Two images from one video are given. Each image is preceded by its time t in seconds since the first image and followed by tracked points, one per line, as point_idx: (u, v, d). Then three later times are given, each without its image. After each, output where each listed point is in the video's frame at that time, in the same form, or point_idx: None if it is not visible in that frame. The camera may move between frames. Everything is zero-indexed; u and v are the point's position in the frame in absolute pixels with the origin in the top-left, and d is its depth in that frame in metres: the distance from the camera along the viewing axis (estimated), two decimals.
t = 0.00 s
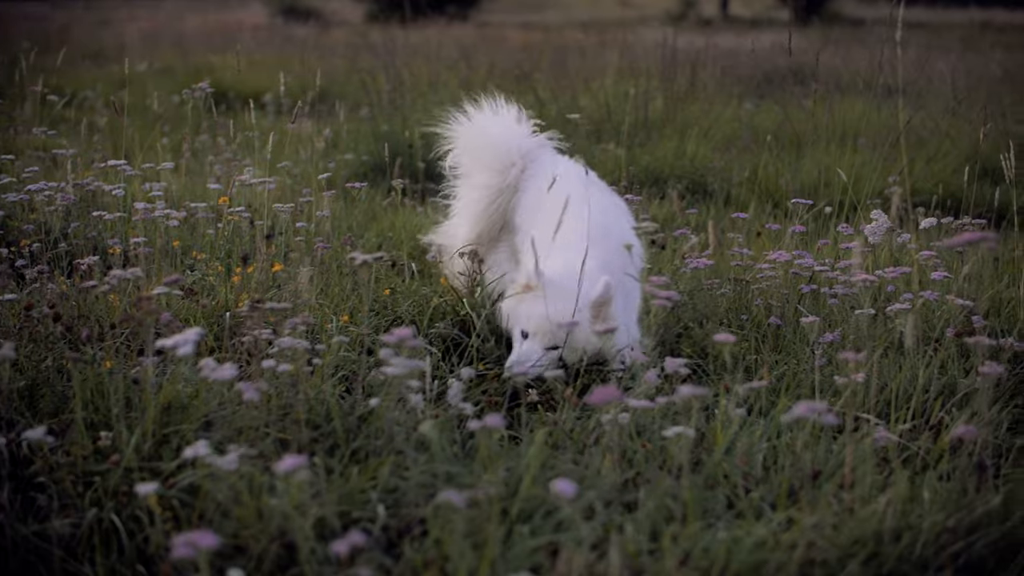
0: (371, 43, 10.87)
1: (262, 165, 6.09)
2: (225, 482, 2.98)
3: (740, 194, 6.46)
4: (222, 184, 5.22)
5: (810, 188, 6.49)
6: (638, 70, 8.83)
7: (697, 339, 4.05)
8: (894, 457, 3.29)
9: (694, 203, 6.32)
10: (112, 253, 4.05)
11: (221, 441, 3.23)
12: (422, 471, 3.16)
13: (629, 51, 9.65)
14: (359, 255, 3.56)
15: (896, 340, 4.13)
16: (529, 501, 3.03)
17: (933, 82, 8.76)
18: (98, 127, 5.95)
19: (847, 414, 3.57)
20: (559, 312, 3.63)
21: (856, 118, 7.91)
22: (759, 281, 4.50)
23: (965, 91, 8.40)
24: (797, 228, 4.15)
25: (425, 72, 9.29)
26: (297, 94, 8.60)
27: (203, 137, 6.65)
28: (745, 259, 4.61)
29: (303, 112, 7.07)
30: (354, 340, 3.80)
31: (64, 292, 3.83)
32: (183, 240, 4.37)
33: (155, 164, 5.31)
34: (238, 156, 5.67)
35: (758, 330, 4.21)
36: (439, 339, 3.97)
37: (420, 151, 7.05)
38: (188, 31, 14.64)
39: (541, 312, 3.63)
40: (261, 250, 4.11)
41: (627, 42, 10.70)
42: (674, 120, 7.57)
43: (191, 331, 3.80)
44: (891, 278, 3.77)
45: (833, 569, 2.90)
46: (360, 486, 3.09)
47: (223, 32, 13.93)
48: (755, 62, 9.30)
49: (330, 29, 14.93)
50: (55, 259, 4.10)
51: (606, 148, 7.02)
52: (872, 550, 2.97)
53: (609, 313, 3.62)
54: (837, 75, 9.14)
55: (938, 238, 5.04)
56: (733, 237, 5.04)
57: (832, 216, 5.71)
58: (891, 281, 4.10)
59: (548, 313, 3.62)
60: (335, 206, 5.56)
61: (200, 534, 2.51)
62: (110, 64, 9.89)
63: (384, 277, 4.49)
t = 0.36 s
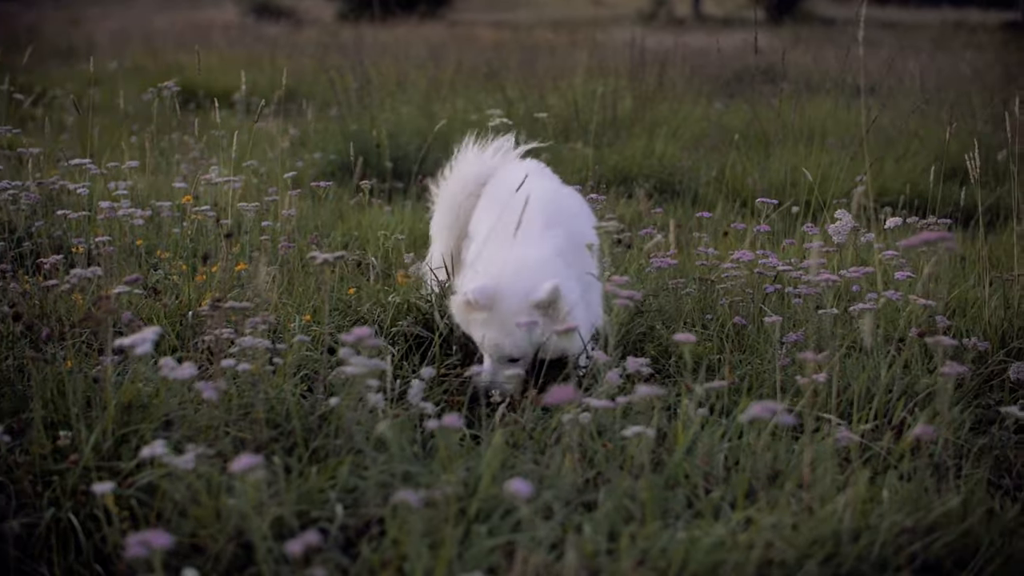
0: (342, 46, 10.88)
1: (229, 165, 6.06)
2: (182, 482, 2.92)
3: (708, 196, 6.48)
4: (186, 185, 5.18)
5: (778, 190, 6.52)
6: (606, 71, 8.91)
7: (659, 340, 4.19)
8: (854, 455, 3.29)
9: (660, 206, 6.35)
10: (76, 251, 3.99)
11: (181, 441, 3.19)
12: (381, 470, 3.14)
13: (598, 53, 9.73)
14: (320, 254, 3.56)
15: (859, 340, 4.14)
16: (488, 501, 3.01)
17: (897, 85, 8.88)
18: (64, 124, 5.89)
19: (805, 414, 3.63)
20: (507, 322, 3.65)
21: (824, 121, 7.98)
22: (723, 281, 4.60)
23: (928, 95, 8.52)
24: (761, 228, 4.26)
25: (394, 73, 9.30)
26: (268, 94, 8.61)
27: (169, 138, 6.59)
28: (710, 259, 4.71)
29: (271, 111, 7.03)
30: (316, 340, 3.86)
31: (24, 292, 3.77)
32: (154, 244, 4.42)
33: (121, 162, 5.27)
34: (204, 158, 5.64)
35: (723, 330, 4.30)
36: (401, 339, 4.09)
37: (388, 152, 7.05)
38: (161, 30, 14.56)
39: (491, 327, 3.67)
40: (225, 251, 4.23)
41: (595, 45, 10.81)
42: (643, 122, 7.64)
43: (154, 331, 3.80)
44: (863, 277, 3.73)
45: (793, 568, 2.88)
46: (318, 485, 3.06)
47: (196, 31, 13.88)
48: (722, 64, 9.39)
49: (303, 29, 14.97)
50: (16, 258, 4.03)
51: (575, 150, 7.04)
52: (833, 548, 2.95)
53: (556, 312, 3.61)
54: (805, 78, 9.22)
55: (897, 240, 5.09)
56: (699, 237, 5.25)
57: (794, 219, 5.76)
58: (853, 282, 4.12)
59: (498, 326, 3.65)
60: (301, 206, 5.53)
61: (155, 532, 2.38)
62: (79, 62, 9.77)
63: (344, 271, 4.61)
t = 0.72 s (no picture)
0: (328, 45, 10.89)
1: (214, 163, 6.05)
2: (158, 479, 2.89)
3: (693, 195, 6.48)
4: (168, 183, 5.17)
5: (764, 188, 6.52)
6: (592, 69, 8.95)
7: (641, 337, 4.24)
8: (832, 453, 3.29)
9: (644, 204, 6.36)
10: (58, 247, 3.98)
11: (158, 437, 3.19)
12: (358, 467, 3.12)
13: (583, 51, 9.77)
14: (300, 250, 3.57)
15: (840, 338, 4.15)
16: (466, 499, 3.00)
17: (883, 84, 8.91)
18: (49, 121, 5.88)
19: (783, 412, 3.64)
20: (476, 262, 3.77)
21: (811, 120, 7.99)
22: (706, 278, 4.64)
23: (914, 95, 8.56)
24: (744, 224, 4.31)
25: (381, 71, 9.32)
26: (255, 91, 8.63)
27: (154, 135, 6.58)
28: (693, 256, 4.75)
29: (257, 108, 7.03)
30: (296, 337, 3.88)
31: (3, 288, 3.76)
32: (137, 241, 4.42)
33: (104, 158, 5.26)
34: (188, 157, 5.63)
35: (705, 327, 4.33)
36: (382, 336, 4.14)
37: (374, 149, 7.05)
38: (149, 27, 14.56)
39: (465, 274, 3.76)
40: (206, 248, 4.24)
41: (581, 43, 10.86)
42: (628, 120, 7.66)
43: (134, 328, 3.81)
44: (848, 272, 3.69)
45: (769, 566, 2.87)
46: (295, 482, 3.04)
47: (184, 29, 13.88)
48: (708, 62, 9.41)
49: (291, 26, 15.01)
50: None
51: (560, 148, 7.05)
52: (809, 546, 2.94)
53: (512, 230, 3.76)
54: (791, 76, 9.24)
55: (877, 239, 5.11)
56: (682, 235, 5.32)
57: (776, 218, 5.77)
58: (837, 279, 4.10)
59: (470, 268, 3.76)
60: (285, 204, 5.53)
61: (127, 529, 2.35)
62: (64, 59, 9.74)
63: (325, 267, 4.63)
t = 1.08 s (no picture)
0: (330, 40, 10.89)
1: (215, 158, 6.05)
2: (154, 473, 2.90)
3: (695, 191, 6.47)
4: (168, 178, 5.17)
5: (766, 185, 6.50)
6: (593, 65, 8.94)
7: (640, 334, 4.24)
8: (829, 449, 3.28)
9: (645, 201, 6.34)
10: (56, 243, 3.99)
11: (155, 432, 3.20)
12: (354, 462, 3.12)
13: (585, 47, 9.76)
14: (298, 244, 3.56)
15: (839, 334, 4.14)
16: (463, 494, 3.00)
17: (886, 79, 8.88)
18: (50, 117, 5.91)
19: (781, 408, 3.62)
20: (460, 252, 3.52)
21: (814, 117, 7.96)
22: (705, 273, 4.63)
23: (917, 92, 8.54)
24: (743, 220, 4.26)
25: (382, 67, 9.32)
26: (257, 86, 8.65)
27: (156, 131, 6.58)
28: (693, 252, 4.74)
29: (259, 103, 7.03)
30: (294, 332, 3.89)
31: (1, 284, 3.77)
32: (137, 236, 4.43)
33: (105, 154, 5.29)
34: (189, 152, 5.64)
35: (704, 322, 4.32)
36: (383, 332, 4.15)
37: (375, 145, 7.04)
38: (152, 23, 14.60)
39: (443, 255, 3.51)
40: (206, 243, 4.25)
41: (583, 39, 10.87)
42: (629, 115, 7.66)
43: (133, 323, 3.83)
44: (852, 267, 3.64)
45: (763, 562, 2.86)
46: (290, 477, 3.04)
47: (186, 24, 13.92)
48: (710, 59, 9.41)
49: (294, 22, 15.03)
50: None
51: (561, 144, 7.04)
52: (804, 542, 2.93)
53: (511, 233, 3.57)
54: (794, 73, 9.22)
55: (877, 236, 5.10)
56: (682, 230, 5.31)
57: (777, 214, 5.76)
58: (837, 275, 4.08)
59: (450, 255, 3.51)
60: (285, 200, 5.53)
61: (121, 523, 2.35)
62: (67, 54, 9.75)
63: (324, 263, 4.64)
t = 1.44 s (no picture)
0: (343, 35, 10.92)
1: (227, 155, 6.09)
2: (161, 467, 2.91)
3: (708, 186, 6.45)
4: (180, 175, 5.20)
5: (778, 180, 6.47)
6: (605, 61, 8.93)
7: (650, 333, 4.24)
8: (837, 445, 3.27)
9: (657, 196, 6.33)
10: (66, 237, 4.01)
11: (162, 427, 3.22)
12: (361, 457, 3.13)
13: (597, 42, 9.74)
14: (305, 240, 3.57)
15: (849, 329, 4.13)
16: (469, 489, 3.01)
17: (899, 74, 8.84)
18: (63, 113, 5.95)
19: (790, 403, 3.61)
20: (432, 299, 3.45)
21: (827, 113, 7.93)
22: (716, 268, 4.62)
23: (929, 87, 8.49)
24: (754, 215, 4.24)
25: (394, 63, 9.34)
26: (270, 82, 8.69)
27: (168, 127, 6.62)
28: (703, 247, 4.73)
29: (271, 99, 7.06)
30: (303, 327, 3.90)
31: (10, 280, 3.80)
32: (148, 231, 4.46)
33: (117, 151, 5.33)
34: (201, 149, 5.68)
35: (715, 318, 4.32)
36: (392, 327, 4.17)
37: (387, 140, 7.06)
38: (166, 19, 14.66)
39: (415, 299, 3.47)
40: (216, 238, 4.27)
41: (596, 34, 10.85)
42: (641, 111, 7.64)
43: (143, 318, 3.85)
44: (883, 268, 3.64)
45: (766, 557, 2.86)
46: (298, 471, 3.05)
47: (199, 20, 13.97)
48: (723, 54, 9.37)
49: (307, 17, 15.07)
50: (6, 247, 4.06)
51: (573, 139, 7.03)
52: (809, 536, 2.92)
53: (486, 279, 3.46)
54: (806, 68, 9.17)
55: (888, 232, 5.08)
56: (693, 225, 5.31)
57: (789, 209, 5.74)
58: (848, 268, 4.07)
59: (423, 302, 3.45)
60: (296, 195, 5.55)
61: (125, 518, 2.37)
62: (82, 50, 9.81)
63: (334, 258, 4.66)
